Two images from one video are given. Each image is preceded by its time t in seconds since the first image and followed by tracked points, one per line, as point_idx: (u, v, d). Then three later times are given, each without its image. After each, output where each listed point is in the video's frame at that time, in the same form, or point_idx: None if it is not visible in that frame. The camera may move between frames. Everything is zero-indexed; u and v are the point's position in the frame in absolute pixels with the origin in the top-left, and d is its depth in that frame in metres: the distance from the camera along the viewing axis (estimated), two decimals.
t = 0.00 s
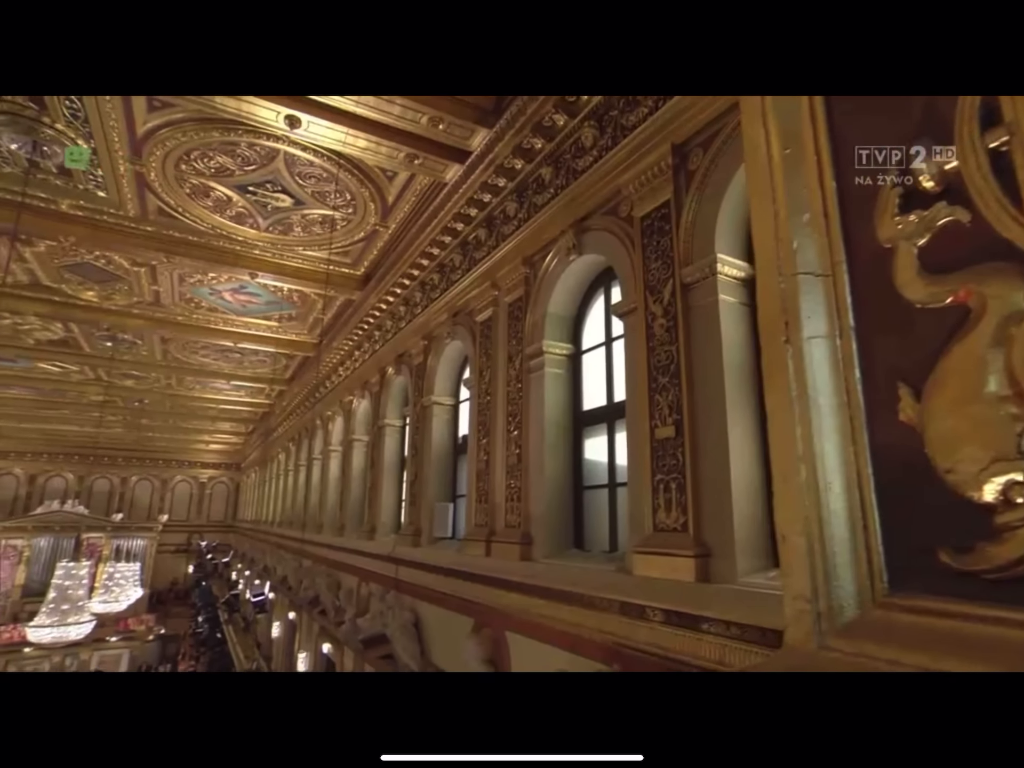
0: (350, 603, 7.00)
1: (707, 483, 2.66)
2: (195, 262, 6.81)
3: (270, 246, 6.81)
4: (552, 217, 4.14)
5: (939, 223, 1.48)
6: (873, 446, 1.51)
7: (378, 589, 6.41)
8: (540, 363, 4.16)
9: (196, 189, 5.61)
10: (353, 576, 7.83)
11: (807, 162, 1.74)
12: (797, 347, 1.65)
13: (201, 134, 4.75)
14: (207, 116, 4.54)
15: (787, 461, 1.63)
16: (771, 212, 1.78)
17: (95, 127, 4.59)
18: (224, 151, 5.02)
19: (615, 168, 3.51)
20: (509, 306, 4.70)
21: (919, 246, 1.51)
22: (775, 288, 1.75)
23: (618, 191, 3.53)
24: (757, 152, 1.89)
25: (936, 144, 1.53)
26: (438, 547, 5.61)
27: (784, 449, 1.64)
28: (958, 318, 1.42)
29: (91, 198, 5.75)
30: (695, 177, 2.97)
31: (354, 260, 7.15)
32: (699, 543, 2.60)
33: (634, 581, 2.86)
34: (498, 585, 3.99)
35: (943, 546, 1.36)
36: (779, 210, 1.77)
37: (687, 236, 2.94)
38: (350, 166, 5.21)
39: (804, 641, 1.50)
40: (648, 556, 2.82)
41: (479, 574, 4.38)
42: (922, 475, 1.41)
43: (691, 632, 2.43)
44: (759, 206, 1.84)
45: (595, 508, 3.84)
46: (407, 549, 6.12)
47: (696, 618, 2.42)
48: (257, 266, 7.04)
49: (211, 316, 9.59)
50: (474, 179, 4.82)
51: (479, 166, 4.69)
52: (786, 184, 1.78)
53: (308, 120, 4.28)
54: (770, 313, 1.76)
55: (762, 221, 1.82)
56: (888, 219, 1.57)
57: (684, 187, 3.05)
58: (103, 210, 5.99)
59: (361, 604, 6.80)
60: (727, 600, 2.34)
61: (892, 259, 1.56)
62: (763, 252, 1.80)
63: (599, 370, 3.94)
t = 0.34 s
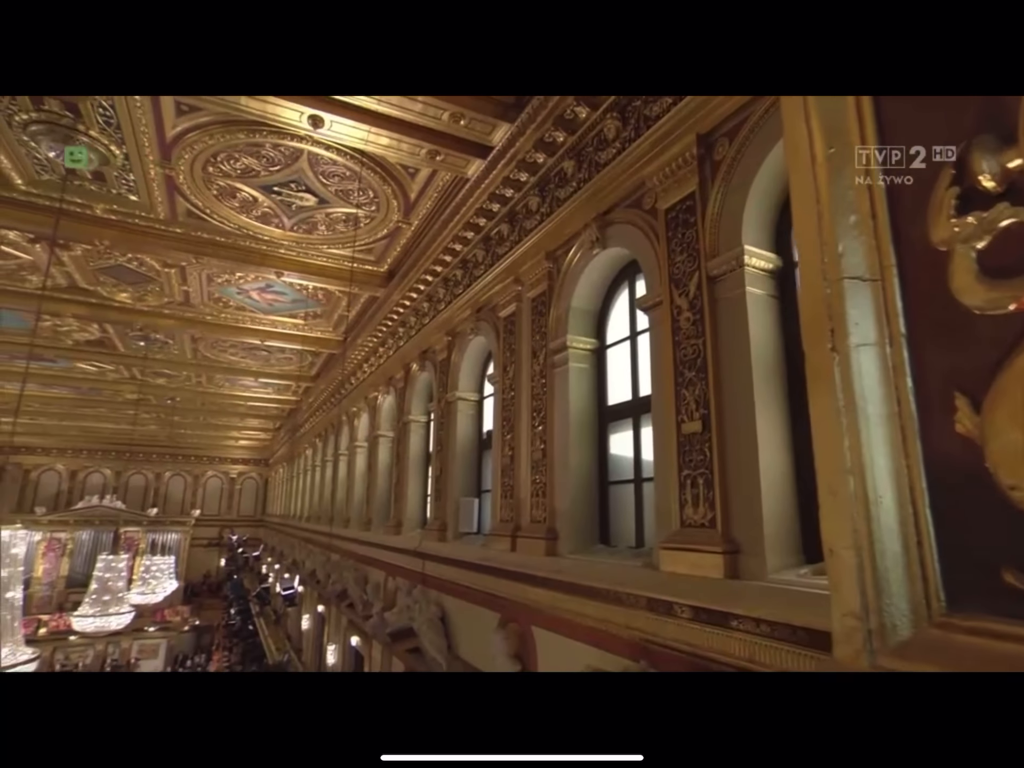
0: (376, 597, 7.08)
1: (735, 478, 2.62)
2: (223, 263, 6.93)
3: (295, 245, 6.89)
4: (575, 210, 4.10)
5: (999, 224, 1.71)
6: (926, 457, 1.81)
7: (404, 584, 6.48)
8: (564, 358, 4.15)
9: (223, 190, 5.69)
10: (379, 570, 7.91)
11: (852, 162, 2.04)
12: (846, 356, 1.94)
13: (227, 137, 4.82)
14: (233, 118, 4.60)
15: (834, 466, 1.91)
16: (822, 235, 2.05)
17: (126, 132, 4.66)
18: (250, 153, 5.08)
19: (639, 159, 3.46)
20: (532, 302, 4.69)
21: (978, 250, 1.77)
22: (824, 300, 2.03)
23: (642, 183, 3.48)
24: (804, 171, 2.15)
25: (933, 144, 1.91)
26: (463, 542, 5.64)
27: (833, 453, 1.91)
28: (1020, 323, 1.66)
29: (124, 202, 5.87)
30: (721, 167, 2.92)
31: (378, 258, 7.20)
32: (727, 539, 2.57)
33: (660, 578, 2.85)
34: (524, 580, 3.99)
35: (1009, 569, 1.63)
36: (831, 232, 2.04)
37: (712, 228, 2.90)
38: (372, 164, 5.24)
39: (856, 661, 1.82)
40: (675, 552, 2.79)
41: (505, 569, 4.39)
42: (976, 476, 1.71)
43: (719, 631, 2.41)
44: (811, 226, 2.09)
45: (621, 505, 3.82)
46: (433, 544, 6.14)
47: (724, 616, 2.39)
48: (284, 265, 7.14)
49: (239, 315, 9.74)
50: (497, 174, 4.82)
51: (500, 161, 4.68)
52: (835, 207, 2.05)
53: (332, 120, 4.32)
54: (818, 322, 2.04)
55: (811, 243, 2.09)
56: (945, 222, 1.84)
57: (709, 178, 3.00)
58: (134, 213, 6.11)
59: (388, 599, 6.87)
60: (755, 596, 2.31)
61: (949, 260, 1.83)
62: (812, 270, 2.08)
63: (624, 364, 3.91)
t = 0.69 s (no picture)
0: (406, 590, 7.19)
1: (769, 475, 2.58)
2: (254, 263, 7.06)
3: (323, 243, 6.97)
4: (602, 204, 4.06)
5: None
6: (997, 497, 1.80)
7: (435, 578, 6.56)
8: (591, 353, 4.12)
9: (253, 191, 5.78)
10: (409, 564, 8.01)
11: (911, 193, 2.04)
12: (907, 389, 1.92)
13: (256, 138, 4.88)
14: (261, 120, 4.66)
15: (898, 506, 1.91)
16: (882, 262, 2.03)
17: (159, 136, 4.77)
18: (278, 154, 5.15)
19: (666, 150, 3.41)
20: (559, 297, 4.66)
21: None
22: (883, 326, 2.01)
23: (669, 174, 3.43)
24: (861, 196, 2.13)
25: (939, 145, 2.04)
26: (492, 537, 5.67)
27: (894, 488, 1.92)
28: None
29: (158, 205, 6.00)
30: (752, 156, 2.84)
31: (404, 254, 7.22)
32: (760, 537, 2.52)
33: (691, 575, 2.81)
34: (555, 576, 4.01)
35: None
36: (892, 258, 2.02)
37: (744, 219, 2.84)
38: (397, 161, 5.25)
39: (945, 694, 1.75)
40: (707, 549, 2.75)
41: (535, 564, 4.41)
42: None
43: (753, 630, 2.39)
44: (867, 249, 2.09)
45: (651, 501, 3.78)
46: (463, 538, 6.19)
47: (758, 615, 2.37)
48: (312, 263, 7.23)
49: (269, 313, 9.89)
50: (522, 169, 4.78)
51: (525, 155, 4.64)
52: (894, 232, 2.04)
53: (357, 119, 4.35)
54: (878, 350, 2.04)
55: (871, 270, 2.08)
56: None
57: (740, 167, 2.93)
58: (167, 216, 6.24)
59: (417, 592, 6.98)
60: (789, 596, 2.27)
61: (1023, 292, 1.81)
62: (872, 296, 2.06)
63: (653, 359, 3.87)
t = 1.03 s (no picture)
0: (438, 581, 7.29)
1: (806, 470, 2.51)
2: (285, 258, 7.15)
3: (351, 238, 7.02)
4: (631, 193, 3.99)
5: None
6: None
7: (466, 569, 6.65)
8: (621, 345, 4.08)
9: (282, 188, 5.84)
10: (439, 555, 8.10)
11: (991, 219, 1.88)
12: (986, 435, 1.77)
13: (285, 136, 4.93)
14: (290, 118, 4.70)
15: (973, 560, 1.76)
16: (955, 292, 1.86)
17: (191, 137, 4.85)
18: (307, 151, 5.19)
19: (696, 136, 3.33)
20: (588, 288, 4.61)
21: None
22: (955, 365, 1.84)
23: (700, 162, 3.35)
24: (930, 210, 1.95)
25: (934, 144, 1.94)
26: (522, 529, 5.69)
27: (969, 539, 1.77)
28: None
29: (191, 204, 6.11)
30: (788, 141, 2.76)
31: (432, 247, 7.23)
32: (796, 533, 2.47)
33: (725, 571, 2.77)
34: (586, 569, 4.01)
35: None
36: (969, 289, 1.84)
37: (779, 207, 2.76)
38: (424, 155, 5.25)
39: None
40: (741, 545, 2.71)
41: (566, 557, 4.41)
42: None
43: (790, 628, 2.35)
44: (937, 278, 1.92)
45: (683, 495, 3.74)
46: (493, 530, 6.22)
47: (795, 613, 2.33)
48: (340, 257, 7.29)
49: (300, 308, 10.03)
50: (548, 160, 4.73)
51: (552, 146, 4.59)
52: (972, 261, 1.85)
53: (383, 113, 4.36)
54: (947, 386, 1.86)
55: (936, 291, 1.93)
56: None
57: (775, 152, 2.85)
58: (200, 215, 6.35)
59: (449, 584, 7.08)
60: (827, 594, 2.23)
61: None
62: (941, 325, 1.89)
63: (684, 351, 3.81)
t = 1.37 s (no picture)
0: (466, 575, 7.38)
1: (839, 466, 2.46)
2: (310, 254, 7.22)
3: (375, 232, 7.04)
4: (655, 183, 3.93)
5: None
6: None
7: (493, 562, 6.69)
8: (647, 338, 4.03)
9: (306, 185, 5.89)
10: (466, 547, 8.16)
11: None
12: None
13: (308, 133, 4.95)
14: (314, 115, 4.72)
15: None
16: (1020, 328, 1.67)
17: (218, 137, 4.92)
18: (330, 147, 5.21)
19: (723, 125, 3.26)
20: (613, 280, 4.56)
21: None
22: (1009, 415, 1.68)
23: (727, 150, 3.28)
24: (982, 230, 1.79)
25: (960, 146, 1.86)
26: (548, 522, 5.69)
27: None
28: None
29: (217, 203, 6.19)
30: (819, 127, 2.68)
31: (455, 240, 7.22)
32: (829, 530, 2.42)
33: (754, 567, 2.74)
34: (613, 563, 4.00)
35: None
36: None
37: (810, 196, 2.69)
38: (446, 148, 5.23)
39: None
40: (770, 542, 2.67)
41: (592, 551, 4.40)
42: None
43: (822, 628, 2.32)
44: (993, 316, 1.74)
45: (710, 489, 3.70)
46: (519, 523, 6.23)
47: (828, 613, 2.30)
48: (364, 251, 7.33)
49: (325, 303, 10.12)
50: (571, 151, 4.68)
51: (575, 136, 4.54)
52: None
53: (405, 108, 4.36)
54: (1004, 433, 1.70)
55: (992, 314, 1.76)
56: None
57: (806, 139, 2.77)
58: (228, 212, 6.43)
59: (476, 577, 7.14)
60: (862, 594, 2.18)
61: None
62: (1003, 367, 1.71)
63: (711, 343, 3.76)
